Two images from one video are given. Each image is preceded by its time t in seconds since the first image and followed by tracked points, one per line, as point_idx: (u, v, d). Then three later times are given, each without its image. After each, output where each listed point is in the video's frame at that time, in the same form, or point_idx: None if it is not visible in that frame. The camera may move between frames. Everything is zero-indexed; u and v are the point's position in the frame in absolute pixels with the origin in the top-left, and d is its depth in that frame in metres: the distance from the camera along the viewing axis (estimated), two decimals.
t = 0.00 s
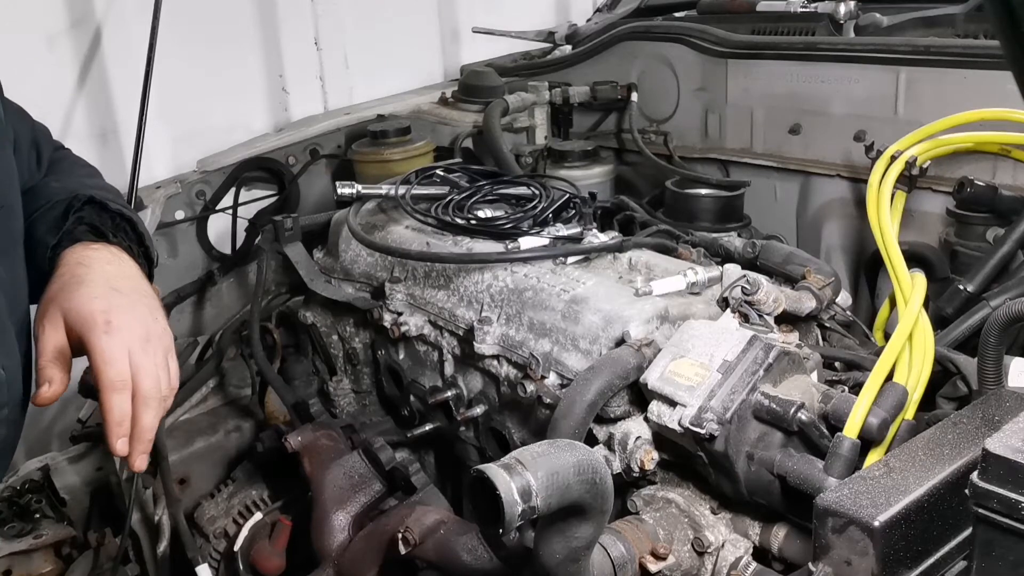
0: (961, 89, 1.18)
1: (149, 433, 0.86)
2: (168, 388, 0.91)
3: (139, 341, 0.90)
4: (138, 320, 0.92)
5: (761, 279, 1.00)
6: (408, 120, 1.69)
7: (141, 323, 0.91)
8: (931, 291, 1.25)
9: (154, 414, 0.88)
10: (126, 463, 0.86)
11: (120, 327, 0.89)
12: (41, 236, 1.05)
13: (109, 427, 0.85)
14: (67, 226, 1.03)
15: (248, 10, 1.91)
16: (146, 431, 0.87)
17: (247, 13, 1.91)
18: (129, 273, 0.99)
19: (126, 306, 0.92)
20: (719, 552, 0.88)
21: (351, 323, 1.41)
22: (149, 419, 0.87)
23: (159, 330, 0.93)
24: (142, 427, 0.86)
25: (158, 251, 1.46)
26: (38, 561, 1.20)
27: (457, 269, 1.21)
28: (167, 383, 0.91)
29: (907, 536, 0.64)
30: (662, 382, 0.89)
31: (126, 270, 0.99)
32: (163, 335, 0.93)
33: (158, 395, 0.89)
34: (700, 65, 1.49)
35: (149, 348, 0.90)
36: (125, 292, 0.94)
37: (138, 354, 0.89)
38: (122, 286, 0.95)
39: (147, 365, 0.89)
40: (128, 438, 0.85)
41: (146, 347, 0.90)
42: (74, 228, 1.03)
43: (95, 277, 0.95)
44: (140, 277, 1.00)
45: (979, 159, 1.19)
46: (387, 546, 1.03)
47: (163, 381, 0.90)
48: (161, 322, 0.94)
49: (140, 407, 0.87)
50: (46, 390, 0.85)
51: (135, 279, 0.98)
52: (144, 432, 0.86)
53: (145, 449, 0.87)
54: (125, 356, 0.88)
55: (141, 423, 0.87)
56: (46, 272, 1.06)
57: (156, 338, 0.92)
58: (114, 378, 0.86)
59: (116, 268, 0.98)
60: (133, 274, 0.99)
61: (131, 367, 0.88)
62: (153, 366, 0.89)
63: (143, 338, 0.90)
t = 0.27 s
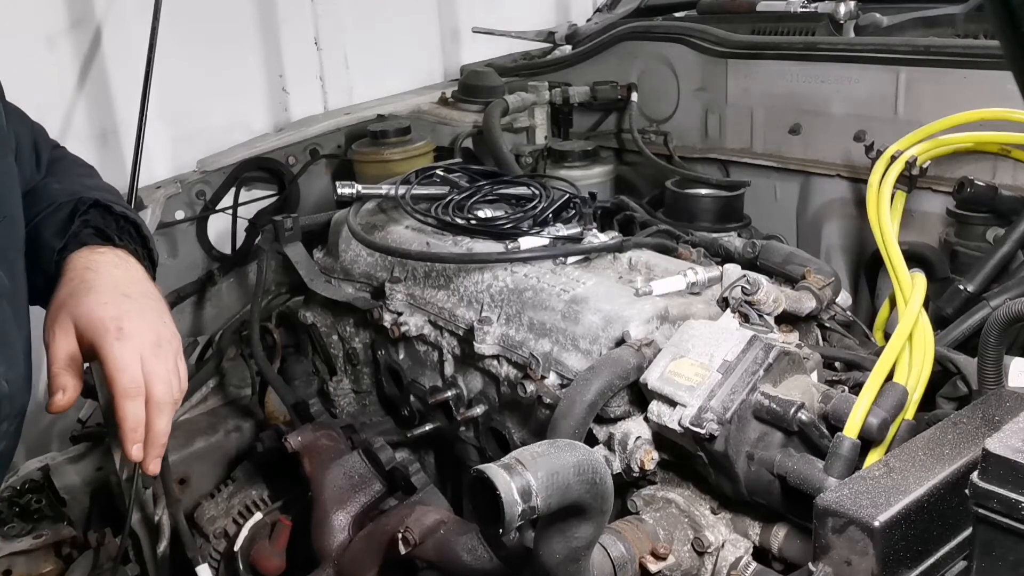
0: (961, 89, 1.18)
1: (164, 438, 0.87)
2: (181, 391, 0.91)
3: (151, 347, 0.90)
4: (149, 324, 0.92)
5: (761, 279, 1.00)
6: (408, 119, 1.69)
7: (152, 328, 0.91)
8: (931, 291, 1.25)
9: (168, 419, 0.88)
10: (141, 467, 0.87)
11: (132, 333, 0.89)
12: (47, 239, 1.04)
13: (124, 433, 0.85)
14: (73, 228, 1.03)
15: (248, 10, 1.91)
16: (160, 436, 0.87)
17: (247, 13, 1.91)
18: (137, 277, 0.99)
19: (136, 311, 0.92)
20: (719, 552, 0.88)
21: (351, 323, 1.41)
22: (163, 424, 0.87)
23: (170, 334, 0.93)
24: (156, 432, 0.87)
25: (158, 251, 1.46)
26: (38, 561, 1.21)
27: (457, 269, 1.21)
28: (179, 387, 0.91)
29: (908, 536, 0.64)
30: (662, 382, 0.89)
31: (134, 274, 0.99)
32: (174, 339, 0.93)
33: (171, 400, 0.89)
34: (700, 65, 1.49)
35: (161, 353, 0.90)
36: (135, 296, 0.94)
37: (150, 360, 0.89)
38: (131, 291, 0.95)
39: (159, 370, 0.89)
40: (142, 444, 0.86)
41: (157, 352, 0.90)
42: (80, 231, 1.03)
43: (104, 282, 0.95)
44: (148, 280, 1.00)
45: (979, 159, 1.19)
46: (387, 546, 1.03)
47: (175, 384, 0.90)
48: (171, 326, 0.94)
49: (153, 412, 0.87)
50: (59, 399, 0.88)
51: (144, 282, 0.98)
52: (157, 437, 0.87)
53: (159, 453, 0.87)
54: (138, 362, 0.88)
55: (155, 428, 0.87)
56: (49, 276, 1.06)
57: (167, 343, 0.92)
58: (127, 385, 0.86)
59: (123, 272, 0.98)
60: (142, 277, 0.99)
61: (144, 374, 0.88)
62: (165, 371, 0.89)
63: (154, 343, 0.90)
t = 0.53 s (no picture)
0: (961, 89, 1.18)
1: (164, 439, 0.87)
2: (181, 392, 0.91)
3: (150, 348, 0.90)
4: (149, 326, 0.92)
5: (761, 279, 1.00)
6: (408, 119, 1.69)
7: (152, 329, 0.91)
8: (931, 291, 1.25)
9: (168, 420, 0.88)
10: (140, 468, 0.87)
11: (132, 334, 0.89)
12: (47, 240, 1.04)
13: (124, 434, 0.85)
14: (73, 229, 1.03)
15: (248, 10, 1.91)
16: (160, 437, 0.87)
17: (246, 13, 1.91)
18: (137, 278, 0.99)
19: (136, 313, 0.92)
20: (719, 552, 0.88)
21: (351, 323, 1.41)
22: (163, 425, 0.87)
23: (170, 336, 0.93)
24: (156, 433, 0.87)
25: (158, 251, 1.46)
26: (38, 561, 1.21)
27: (457, 269, 1.21)
28: (179, 388, 0.91)
29: (908, 536, 0.64)
30: (662, 382, 0.89)
31: (134, 275, 0.99)
32: (173, 341, 0.93)
33: (171, 401, 0.89)
34: (700, 65, 1.49)
35: (161, 355, 0.90)
36: (135, 298, 0.94)
37: (150, 362, 0.89)
38: (131, 292, 0.95)
39: (160, 372, 0.89)
40: (143, 444, 0.86)
41: (157, 354, 0.90)
42: (81, 232, 1.03)
43: (104, 283, 0.94)
44: (148, 282, 1.00)
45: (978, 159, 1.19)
46: (387, 546, 1.03)
47: (175, 386, 0.90)
48: (171, 327, 0.94)
49: (153, 414, 0.87)
50: (59, 400, 0.87)
51: (143, 283, 0.98)
52: (158, 438, 0.87)
53: (159, 454, 0.87)
54: (138, 363, 0.88)
55: (155, 429, 0.87)
56: (49, 278, 1.05)
57: (167, 345, 0.92)
58: (127, 386, 0.86)
59: (123, 273, 0.98)
60: (142, 279, 0.99)
61: (144, 375, 0.88)
62: (165, 372, 0.89)
63: (154, 345, 0.90)
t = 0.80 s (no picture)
0: (962, 89, 1.18)
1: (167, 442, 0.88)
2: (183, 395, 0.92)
3: (153, 352, 0.90)
4: (151, 329, 0.92)
5: (761, 279, 1.00)
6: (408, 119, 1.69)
7: (155, 333, 0.91)
8: (931, 291, 1.25)
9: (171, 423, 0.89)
10: (144, 471, 0.88)
11: (134, 338, 0.89)
12: (48, 243, 1.04)
13: (128, 439, 0.85)
14: (75, 231, 1.03)
15: (248, 10, 1.91)
16: (164, 440, 0.88)
17: (246, 13, 1.91)
18: (138, 279, 0.99)
19: (138, 316, 0.92)
20: (719, 552, 0.88)
21: (351, 323, 1.41)
22: (166, 429, 0.88)
23: (172, 339, 0.93)
24: (159, 437, 0.87)
25: (158, 251, 1.46)
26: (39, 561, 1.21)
27: (457, 269, 1.21)
28: (181, 391, 0.92)
29: (908, 536, 0.64)
30: (662, 382, 0.89)
31: (135, 276, 0.99)
32: (175, 344, 0.93)
33: (174, 405, 0.89)
34: (700, 65, 1.49)
35: (163, 359, 0.91)
36: (137, 300, 0.94)
37: (153, 366, 0.89)
38: (133, 294, 0.95)
39: (162, 376, 0.89)
40: (146, 448, 0.86)
41: (159, 358, 0.90)
42: (82, 234, 1.03)
43: (106, 286, 0.94)
44: (149, 282, 1.00)
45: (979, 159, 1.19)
46: (387, 546, 1.03)
47: (178, 389, 0.91)
48: (173, 330, 0.94)
49: (156, 418, 0.88)
50: (63, 404, 0.86)
51: (145, 285, 0.98)
52: (161, 441, 0.87)
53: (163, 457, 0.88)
54: (141, 368, 0.88)
55: (159, 433, 0.87)
56: (49, 280, 1.06)
57: (169, 348, 0.92)
58: (131, 392, 0.86)
59: (124, 275, 0.98)
60: (143, 280, 0.99)
61: (147, 379, 0.88)
62: (168, 377, 0.90)
63: (157, 349, 0.90)
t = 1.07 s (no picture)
0: (962, 89, 1.18)
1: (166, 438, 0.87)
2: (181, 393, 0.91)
3: (150, 351, 0.90)
4: (149, 328, 0.92)
5: (761, 279, 1.00)
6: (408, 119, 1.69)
7: (152, 333, 0.91)
8: (931, 291, 1.25)
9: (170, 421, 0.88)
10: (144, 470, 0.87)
11: (131, 337, 0.89)
12: (43, 245, 1.04)
13: (126, 438, 0.85)
14: (70, 232, 1.03)
15: (248, 10, 1.91)
16: (162, 438, 0.87)
17: (246, 13, 1.91)
18: (136, 279, 0.99)
19: (136, 315, 0.92)
20: (719, 552, 0.88)
21: (351, 323, 1.41)
22: (165, 427, 0.88)
23: (170, 337, 0.93)
24: (158, 435, 0.87)
25: (158, 251, 1.46)
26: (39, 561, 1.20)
27: (457, 269, 1.21)
28: (179, 390, 0.91)
29: (908, 536, 0.64)
30: (662, 382, 0.89)
31: (132, 276, 0.99)
32: (173, 342, 0.93)
33: (172, 403, 0.89)
34: (700, 65, 1.49)
35: (161, 358, 0.91)
36: (134, 300, 0.94)
37: (151, 365, 0.89)
38: (130, 294, 0.95)
39: (160, 375, 0.89)
40: (145, 447, 0.86)
41: (157, 357, 0.90)
42: (78, 234, 1.03)
43: (103, 286, 0.94)
44: (147, 282, 1.00)
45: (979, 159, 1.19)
46: (387, 546, 1.03)
47: (176, 388, 0.91)
48: (171, 329, 0.94)
49: (154, 416, 0.88)
50: (60, 404, 0.86)
51: (142, 285, 0.98)
52: (160, 439, 0.87)
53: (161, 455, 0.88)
54: (138, 366, 0.88)
55: (158, 431, 0.87)
56: (47, 281, 1.05)
57: (167, 347, 0.92)
58: (129, 391, 0.86)
59: (121, 274, 0.98)
60: (140, 280, 0.99)
61: (145, 379, 0.88)
62: (165, 376, 0.89)
63: (155, 348, 0.90)
